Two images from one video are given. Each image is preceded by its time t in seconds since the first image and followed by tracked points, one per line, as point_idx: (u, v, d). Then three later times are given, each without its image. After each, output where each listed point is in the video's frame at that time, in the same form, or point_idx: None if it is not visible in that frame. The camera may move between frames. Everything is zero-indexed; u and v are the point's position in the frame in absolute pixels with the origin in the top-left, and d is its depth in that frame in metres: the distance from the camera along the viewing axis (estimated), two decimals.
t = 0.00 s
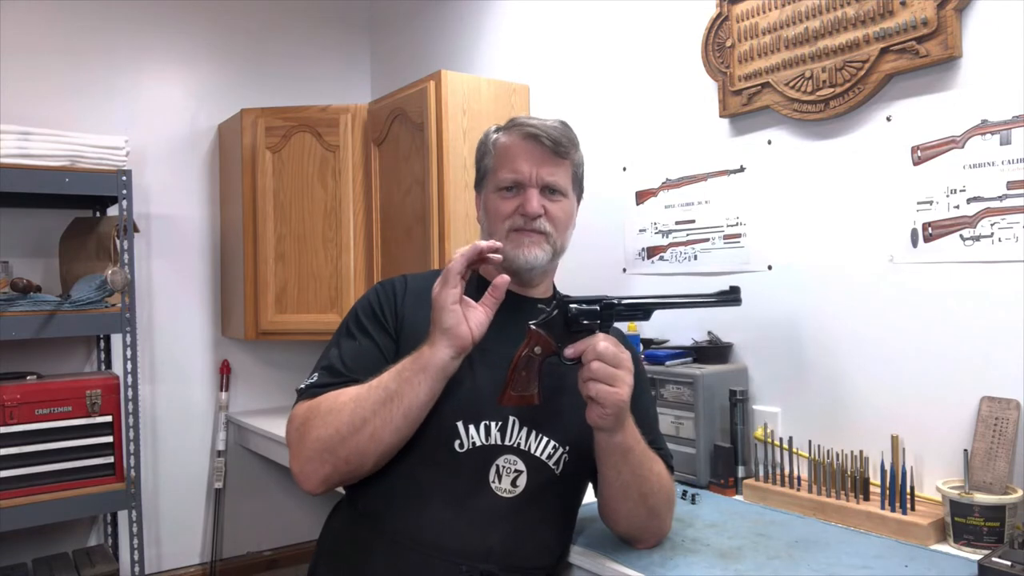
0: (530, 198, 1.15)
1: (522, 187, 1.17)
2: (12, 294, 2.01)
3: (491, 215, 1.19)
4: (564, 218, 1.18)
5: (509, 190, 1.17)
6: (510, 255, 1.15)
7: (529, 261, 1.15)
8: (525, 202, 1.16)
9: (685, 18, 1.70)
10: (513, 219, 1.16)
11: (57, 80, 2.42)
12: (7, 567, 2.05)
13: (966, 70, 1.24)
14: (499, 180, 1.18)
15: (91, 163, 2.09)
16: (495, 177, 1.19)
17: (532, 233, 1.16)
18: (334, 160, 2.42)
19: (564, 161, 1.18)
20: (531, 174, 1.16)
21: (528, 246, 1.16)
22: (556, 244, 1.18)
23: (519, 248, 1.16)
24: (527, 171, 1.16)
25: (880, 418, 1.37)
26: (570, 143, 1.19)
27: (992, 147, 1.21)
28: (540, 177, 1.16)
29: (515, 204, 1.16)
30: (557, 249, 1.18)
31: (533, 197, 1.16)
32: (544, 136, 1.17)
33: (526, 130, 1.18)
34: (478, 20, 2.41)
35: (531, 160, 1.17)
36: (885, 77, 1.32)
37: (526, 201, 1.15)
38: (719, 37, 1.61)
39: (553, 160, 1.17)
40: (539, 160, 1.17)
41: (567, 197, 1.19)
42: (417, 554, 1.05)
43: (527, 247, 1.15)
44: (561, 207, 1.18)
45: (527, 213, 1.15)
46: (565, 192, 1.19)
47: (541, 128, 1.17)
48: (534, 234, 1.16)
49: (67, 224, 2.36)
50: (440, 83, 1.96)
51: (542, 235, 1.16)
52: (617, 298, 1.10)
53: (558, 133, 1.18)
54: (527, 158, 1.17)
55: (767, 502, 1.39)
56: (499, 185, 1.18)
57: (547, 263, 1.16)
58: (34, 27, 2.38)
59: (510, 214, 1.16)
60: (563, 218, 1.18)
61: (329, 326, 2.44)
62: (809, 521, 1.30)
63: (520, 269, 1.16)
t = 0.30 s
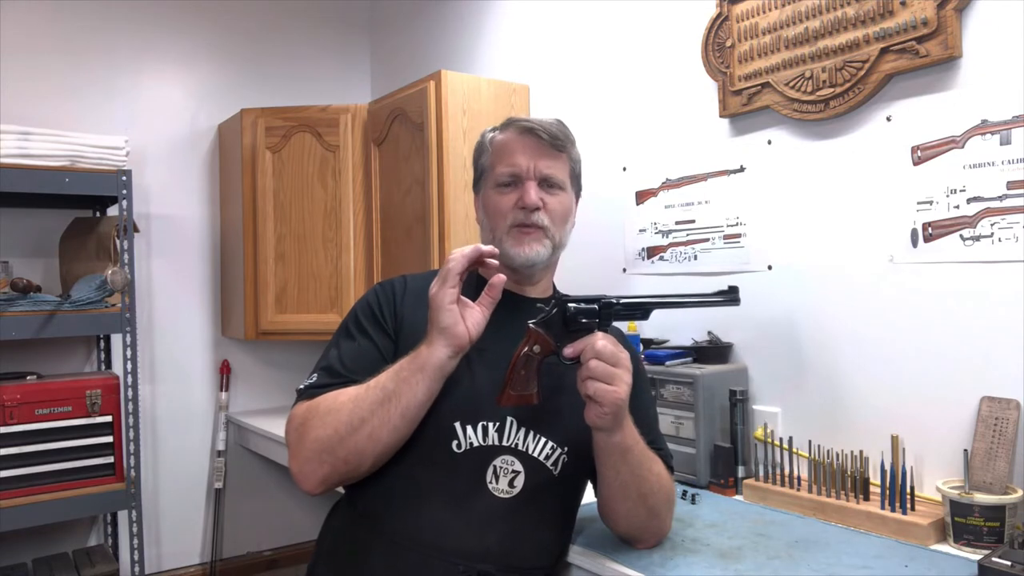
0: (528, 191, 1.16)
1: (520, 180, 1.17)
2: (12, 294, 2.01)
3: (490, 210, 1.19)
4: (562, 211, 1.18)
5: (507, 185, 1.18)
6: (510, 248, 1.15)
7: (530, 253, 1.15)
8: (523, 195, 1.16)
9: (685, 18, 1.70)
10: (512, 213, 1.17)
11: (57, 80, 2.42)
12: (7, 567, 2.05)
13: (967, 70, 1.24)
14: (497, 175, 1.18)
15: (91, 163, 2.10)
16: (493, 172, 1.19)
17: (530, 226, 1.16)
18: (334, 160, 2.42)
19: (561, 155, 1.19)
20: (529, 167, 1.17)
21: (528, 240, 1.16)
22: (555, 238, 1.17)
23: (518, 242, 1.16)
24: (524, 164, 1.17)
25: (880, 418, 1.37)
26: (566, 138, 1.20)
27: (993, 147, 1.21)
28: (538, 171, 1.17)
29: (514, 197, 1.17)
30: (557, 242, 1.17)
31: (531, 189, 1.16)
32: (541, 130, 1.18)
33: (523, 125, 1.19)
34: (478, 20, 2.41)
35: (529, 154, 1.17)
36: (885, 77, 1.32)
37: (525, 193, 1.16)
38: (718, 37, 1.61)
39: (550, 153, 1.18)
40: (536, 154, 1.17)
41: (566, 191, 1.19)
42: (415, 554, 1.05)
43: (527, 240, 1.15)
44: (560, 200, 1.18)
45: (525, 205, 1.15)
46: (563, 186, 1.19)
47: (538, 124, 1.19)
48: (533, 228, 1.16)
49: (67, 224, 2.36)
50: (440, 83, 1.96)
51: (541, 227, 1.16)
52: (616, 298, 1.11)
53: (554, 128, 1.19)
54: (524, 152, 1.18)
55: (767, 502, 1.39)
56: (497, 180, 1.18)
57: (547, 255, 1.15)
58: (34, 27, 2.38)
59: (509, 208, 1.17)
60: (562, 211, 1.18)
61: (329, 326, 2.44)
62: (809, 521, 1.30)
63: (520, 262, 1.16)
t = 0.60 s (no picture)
0: (531, 191, 1.16)
1: (523, 180, 1.17)
2: (12, 294, 2.01)
3: (492, 210, 1.19)
4: (566, 212, 1.19)
5: (510, 185, 1.18)
6: (514, 249, 1.15)
7: (533, 254, 1.15)
8: (527, 195, 1.16)
9: (685, 18, 1.70)
10: (515, 214, 1.17)
11: (57, 80, 2.42)
12: (7, 567, 2.05)
13: (966, 70, 1.24)
14: (500, 175, 1.19)
15: (91, 163, 2.10)
16: (496, 172, 1.19)
17: (534, 227, 1.17)
18: (334, 160, 2.42)
19: (565, 154, 1.19)
20: (532, 167, 1.17)
21: (531, 241, 1.16)
22: (559, 240, 1.18)
23: (521, 243, 1.16)
24: (528, 165, 1.17)
25: (880, 418, 1.37)
26: (571, 138, 1.19)
27: (993, 147, 1.21)
28: (542, 171, 1.17)
29: (517, 198, 1.17)
30: (560, 243, 1.18)
31: (535, 190, 1.16)
32: (545, 130, 1.18)
33: (526, 125, 1.19)
34: (478, 20, 2.41)
35: (533, 154, 1.17)
36: (885, 77, 1.32)
37: (528, 194, 1.16)
38: (719, 37, 1.61)
39: (554, 154, 1.18)
40: (540, 154, 1.17)
41: (569, 192, 1.20)
42: (413, 555, 1.05)
43: (530, 241, 1.16)
44: (563, 201, 1.19)
45: (528, 206, 1.16)
46: (566, 186, 1.20)
47: (542, 123, 1.19)
48: (536, 229, 1.17)
49: (67, 224, 2.36)
50: (440, 83, 1.96)
51: (543, 228, 1.17)
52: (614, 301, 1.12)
53: (559, 127, 1.19)
54: (528, 152, 1.18)
55: (767, 502, 1.39)
56: (500, 180, 1.19)
57: (550, 256, 1.16)
58: (34, 26, 2.38)
59: (512, 209, 1.17)
60: (565, 212, 1.19)
61: (329, 326, 2.44)
62: (809, 521, 1.30)
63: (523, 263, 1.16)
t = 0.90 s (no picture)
0: (525, 186, 1.16)
1: (516, 175, 1.17)
2: (12, 295, 2.01)
3: (488, 206, 1.19)
4: (561, 207, 1.19)
5: (504, 181, 1.18)
6: (511, 243, 1.15)
7: (530, 247, 1.14)
8: (521, 190, 1.16)
9: (685, 17, 1.70)
10: (510, 209, 1.17)
11: (57, 80, 2.42)
12: (7, 567, 2.05)
13: (966, 70, 1.24)
14: (494, 171, 1.19)
15: (91, 163, 2.10)
16: (489, 169, 1.19)
17: (529, 222, 1.16)
18: (334, 160, 2.42)
19: (557, 148, 1.19)
20: (525, 162, 1.17)
21: (528, 235, 1.16)
22: (555, 235, 1.18)
23: (518, 237, 1.15)
24: (520, 160, 1.17)
25: (880, 418, 1.37)
26: (562, 133, 1.20)
27: (993, 147, 1.21)
28: (534, 165, 1.17)
29: (511, 193, 1.17)
30: (556, 237, 1.18)
31: (529, 184, 1.16)
32: (536, 124, 1.18)
33: (517, 120, 1.19)
34: (478, 20, 2.41)
35: (524, 149, 1.17)
36: (885, 77, 1.32)
37: (522, 189, 1.16)
38: (719, 37, 1.61)
39: (545, 149, 1.18)
40: (531, 149, 1.18)
41: (562, 186, 1.20)
42: (412, 556, 1.05)
43: (526, 235, 1.15)
44: (557, 194, 1.19)
45: (523, 200, 1.15)
46: (559, 180, 1.20)
47: (533, 118, 1.19)
48: (532, 223, 1.17)
49: (67, 224, 2.36)
50: (440, 83, 1.96)
51: (539, 222, 1.16)
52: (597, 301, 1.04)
53: (549, 121, 1.19)
54: (520, 147, 1.18)
55: (767, 502, 1.39)
56: (494, 176, 1.19)
57: (546, 249, 1.15)
58: (34, 26, 2.38)
59: (507, 204, 1.17)
60: (560, 206, 1.18)
61: (329, 326, 2.44)
62: (809, 521, 1.30)
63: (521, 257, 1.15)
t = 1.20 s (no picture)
0: (526, 192, 1.16)
1: (517, 181, 1.17)
2: (12, 295, 2.01)
3: (488, 211, 1.19)
4: (561, 212, 1.18)
5: (505, 186, 1.18)
6: (510, 250, 1.15)
7: (528, 255, 1.15)
8: (521, 196, 1.16)
9: (685, 17, 1.70)
10: (510, 215, 1.17)
11: (57, 80, 2.42)
12: (7, 567, 2.05)
13: (966, 70, 1.24)
14: (495, 176, 1.18)
15: (91, 163, 2.10)
16: (491, 173, 1.19)
17: (529, 228, 1.16)
18: (334, 160, 2.42)
19: (559, 154, 1.19)
20: (526, 168, 1.17)
21: (527, 242, 1.16)
22: (555, 241, 1.18)
23: (517, 244, 1.16)
24: (522, 165, 1.17)
25: (880, 418, 1.37)
26: (565, 138, 1.19)
27: (993, 148, 1.21)
28: (535, 171, 1.17)
29: (511, 199, 1.17)
30: (556, 243, 1.18)
31: (529, 191, 1.16)
32: (538, 129, 1.17)
33: (519, 125, 1.18)
34: (477, 20, 2.41)
35: (526, 155, 1.17)
36: (885, 77, 1.32)
37: (523, 195, 1.16)
38: (719, 37, 1.61)
39: (548, 154, 1.18)
40: (533, 154, 1.17)
41: (564, 191, 1.19)
42: (411, 556, 1.05)
43: (525, 242, 1.15)
44: (558, 200, 1.18)
45: (523, 207, 1.15)
46: (561, 186, 1.19)
47: (536, 122, 1.18)
48: (532, 229, 1.17)
49: (67, 224, 2.36)
50: (440, 83, 1.96)
51: (539, 229, 1.16)
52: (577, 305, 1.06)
53: (551, 126, 1.18)
54: (521, 152, 1.17)
55: (767, 502, 1.39)
56: (495, 181, 1.19)
57: (545, 257, 1.16)
58: (35, 26, 2.38)
59: (508, 210, 1.17)
60: (560, 212, 1.18)
61: (329, 326, 2.44)
62: (809, 520, 1.30)
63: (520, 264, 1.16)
